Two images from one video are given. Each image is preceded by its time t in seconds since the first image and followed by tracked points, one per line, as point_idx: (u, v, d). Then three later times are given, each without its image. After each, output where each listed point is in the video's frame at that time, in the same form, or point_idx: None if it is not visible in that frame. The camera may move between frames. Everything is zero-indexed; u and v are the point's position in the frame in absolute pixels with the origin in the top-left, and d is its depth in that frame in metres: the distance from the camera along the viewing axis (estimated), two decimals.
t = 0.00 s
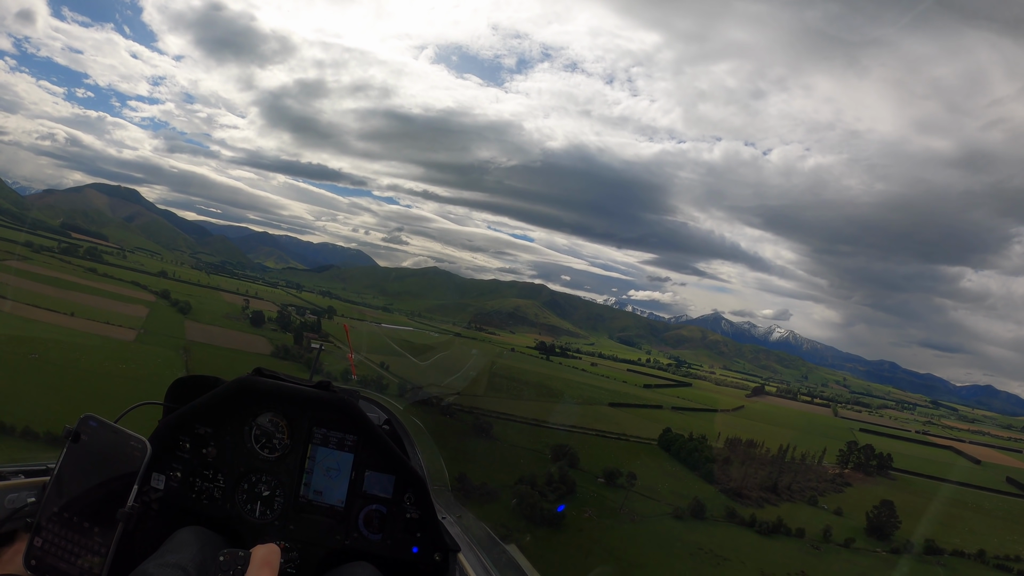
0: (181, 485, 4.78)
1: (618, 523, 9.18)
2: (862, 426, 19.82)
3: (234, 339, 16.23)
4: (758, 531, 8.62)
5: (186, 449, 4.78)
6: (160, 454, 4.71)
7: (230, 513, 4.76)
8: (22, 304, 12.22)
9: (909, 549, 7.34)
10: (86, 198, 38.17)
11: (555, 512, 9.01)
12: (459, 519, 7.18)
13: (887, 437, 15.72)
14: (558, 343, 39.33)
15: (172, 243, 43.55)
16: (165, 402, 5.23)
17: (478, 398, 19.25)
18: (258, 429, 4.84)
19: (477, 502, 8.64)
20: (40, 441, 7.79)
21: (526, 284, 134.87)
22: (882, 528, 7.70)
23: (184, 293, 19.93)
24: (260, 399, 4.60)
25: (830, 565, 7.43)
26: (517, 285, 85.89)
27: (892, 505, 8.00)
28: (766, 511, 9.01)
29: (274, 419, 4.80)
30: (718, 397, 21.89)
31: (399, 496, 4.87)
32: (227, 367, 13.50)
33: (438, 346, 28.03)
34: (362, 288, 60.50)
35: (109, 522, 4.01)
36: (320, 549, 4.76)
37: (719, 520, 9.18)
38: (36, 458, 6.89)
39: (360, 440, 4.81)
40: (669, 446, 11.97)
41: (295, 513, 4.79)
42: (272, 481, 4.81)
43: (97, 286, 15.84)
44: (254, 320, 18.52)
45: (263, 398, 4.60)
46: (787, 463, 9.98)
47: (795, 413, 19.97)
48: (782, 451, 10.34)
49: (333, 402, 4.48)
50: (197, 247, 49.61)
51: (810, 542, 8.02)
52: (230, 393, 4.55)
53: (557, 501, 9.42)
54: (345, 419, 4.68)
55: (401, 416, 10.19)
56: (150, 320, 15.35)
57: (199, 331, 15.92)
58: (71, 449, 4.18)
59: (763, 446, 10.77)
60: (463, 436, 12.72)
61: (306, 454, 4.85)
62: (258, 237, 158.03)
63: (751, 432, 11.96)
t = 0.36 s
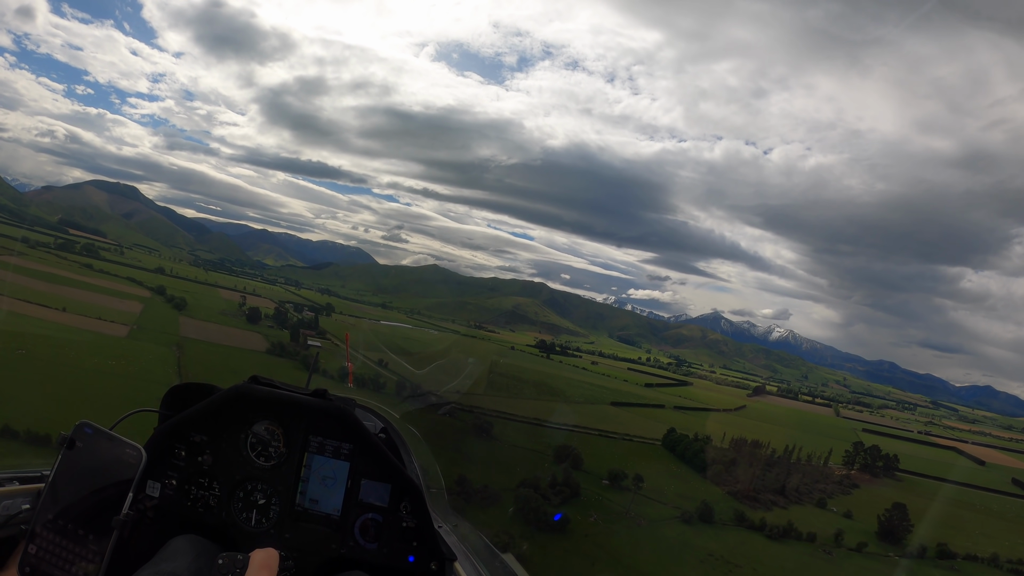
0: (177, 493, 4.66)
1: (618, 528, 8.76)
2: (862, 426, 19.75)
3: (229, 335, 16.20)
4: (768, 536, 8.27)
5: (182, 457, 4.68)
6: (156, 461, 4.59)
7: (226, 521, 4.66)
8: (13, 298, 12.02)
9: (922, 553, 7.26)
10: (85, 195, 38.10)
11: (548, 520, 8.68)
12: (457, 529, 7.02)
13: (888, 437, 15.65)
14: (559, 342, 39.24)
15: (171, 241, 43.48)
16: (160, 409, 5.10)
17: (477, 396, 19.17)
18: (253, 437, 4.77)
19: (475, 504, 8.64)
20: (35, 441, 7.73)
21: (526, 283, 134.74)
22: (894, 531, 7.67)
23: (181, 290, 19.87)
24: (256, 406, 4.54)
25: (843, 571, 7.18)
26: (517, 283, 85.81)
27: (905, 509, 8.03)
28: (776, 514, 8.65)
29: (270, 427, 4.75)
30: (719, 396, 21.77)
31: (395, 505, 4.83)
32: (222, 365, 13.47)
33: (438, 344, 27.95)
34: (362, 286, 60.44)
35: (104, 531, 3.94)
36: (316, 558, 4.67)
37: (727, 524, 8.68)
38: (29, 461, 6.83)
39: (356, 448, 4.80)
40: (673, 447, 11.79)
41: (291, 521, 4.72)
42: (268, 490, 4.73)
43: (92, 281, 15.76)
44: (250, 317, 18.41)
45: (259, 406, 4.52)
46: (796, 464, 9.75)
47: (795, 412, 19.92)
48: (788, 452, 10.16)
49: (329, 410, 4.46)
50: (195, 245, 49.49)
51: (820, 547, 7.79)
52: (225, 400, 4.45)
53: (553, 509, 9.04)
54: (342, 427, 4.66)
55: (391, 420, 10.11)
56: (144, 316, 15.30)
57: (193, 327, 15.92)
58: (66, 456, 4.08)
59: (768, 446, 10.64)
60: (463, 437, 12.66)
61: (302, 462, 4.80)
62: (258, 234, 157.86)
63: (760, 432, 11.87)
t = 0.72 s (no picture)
0: (171, 498, 4.56)
1: (620, 531, 8.59)
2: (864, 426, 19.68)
3: (223, 331, 16.22)
4: (777, 540, 8.18)
5: (177, 462, 4.60)
6: (151, 466, 4.54)
7: (221, 527, 4.56)
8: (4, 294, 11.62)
9: (934, 557, 7.12)
10: (85, 192, 37.99)
11: (544, 530, 8.48)
12: (452, 539, 6.74)
13: (890, 438, 15.56)
14: (559, 341, 39.14)
15: (170, 238, 43.36)
16: (156, 414, 4.97)
17: (476, 395, 19.05)
18: (249, 443, 4.67)
19: (473, 508, 8.41)
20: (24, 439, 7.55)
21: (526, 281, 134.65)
22: (906, 535, 7.58)
23: (178, 287, 19.76)
24: (252, 412, 4.47)
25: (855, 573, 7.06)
26: (517, 283, 85.76)
27: (917, 511, 7.93)
28: (784, 517, 8.57)
29: (266, 433, 4.64)
30: (720, 396, 21.65)
31: (390, 513, 4.66)
32: (215, 364, 13.43)
33: (438, 343, 27.84)
34: (361, 284, 60.32)
35: (100, 534, 3.70)
36: (312, 565, 4.55)
37: (736, 527, 8.56)
38: (18, 461, 6.67)
39: (352, 455, 4.63)
40: (677, 448, 11.62)
41: (285, 528, 4.59)
42: (263, 496, 4.63)
43: (85, 277, 15.67)
44: (247, 315, 18.25)
45: (254, 412, 4.47)
46: (801, 464, 9.77)
47: (796, 412, 19.83)
48: (793, 452, 10.20)
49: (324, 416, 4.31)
50: (195, 242, 49.40)
51: (831, 551, 7.63)
52: (220, 406, 4.41)
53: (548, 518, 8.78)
54: (337, 433, 4.52)
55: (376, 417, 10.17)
56: (138, 314, 15.31)
57: (185, 323, 15.96)
58: (60, 459, 3.71)
59: (773, 446, 10.54)
60: (462, 440, 12.52)
61: (297, 468, 4.66)
62: (258, 233, 157.71)
63: (767, 431, 11.82)
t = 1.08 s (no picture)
0: (159, 474, 4.31)
1: (661, 557, 7.69)
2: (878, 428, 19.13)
3: (188, 315, 15.25)
4: None
5: (166, 438, 4.31)
6: (140, 441, 4.26)
7: (207, 504, 4.28)
8: None
9: None
10: (78, 181, 37.17)
11: (528, 518, 8.74)
12: (436, 521, 7.13)
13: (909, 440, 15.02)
14: (561, 338, 38.49)
15: (166, 229, 42.60)
16: (147, 389, 4.69)
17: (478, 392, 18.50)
18: (238, 421, 4.34)
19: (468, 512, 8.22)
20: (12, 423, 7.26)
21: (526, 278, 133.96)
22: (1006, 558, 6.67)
23: (160, 273, 18.99)
24: (241, 390, 4.13)
25: None
26: (517, 279, 85.11)
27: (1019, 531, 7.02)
28: (854, 542, 7.85)
29: (256, 411, 4.30)
30: (732, 396, 21.06)
31: (377, 495, 4.33)
32: (199, 350, 12.67)
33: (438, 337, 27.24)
34: (361, 278, 59.57)
35: (84, 509, 3.48)
36: (297, 546, 4.24)
37: (818, 561, 7.65)
38: None
39: (341, 436, 4.30)
40: (720, 458, 10.71)
41: (272, 507, 4.27)
42: (251, 475, 4.30)
43: (60, 260, 14.58)
44: (225, 300, 17.61)
45: (244, 390, 4.13)
46: (847, 472, 9.22)
47: (807, 412, 19.31)
48: (841, 460, 9.60)
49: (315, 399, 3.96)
50: (191, 234, 48.56)
51: None
52: (209, 383, 4.08)
53: (533, 508, 9.17)
54: (327, 413, 4.16)
55: (383, 416, 9.62)
56: (99, 292, 13.95)
57: (154, 307, 14.92)
58: (50, 433, 3.65)
59: (820, 454, 9.98)
60: (471, 449, 11.73)
61: (286, 448, 4.34)
62: (258, 226, 156.83)
63: (806, 437, 11.14)
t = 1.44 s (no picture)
0: (165, 476, 4.18)
1: (668, 563, 7.77)
2: (881, 429, 18.93)
3: (183, 312, 15.01)
4: None
5: (171, 440, 4.19)
6: (144, 443, 4.13)
7: (213, 506, 4.16)
8: None
9: None
10: (77, 179, 36.98)
11: (535, 515, 9.02)
12: (445, 521, 7.05)
13: (913, 442, 14.82)
14: (561, 337, 38.35)
15: (164, 228, 42.42)
16: (151, 391, 4.57)
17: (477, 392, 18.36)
18: (243, 422, 4.22)
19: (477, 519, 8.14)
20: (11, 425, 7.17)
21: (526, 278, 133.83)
22: None
23: (152, 269, 18.70)
24: (245, 389, 4.01)
25: None
26: (518, 279, 84.92)
27: None
28: (871, 549, 7.57)
29: (261, 412, 4.18)
30: (735, 396, 20.90)
31: (383, 495, 4.21)
32: (191, 346, 12.48)
33: (437, 337, 27.06)
34: (360, 278, 59.37)
35: (93, 511, 3.42)
36: (302, 547, 4.11)
37: (834, 569, 7.45)
38: None
39: (346, 436, 4.17)
40: (725, 460, 10.92)
41: (277, 508, 4.14)
42: (256, 476, 4.18)
43: (53, 255, 14.40)
44: (220, 297, 17.37)
45: (248, 389, 4.01)
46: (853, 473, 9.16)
47: (811, 413, 19.13)
48: (848, 461, 9.52)
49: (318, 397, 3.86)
50: (190, 233, 48.37)
51: None
52: (214, 384, 3.99)
53: (539, 505, 9.45)
54: (330, 413, 4.05)
55: (389, 415, 9.58)
56: (92, 288, 13.74)
57: (147, 304, 14.73)
58: (54, 437, 3.51)
59: (827, 455, 9.84)
60: (473, 452, 11.63)
61: (290, 448, 4.21)
62: (258, 224, 156.61)
63: (811, 438, 11.08)
